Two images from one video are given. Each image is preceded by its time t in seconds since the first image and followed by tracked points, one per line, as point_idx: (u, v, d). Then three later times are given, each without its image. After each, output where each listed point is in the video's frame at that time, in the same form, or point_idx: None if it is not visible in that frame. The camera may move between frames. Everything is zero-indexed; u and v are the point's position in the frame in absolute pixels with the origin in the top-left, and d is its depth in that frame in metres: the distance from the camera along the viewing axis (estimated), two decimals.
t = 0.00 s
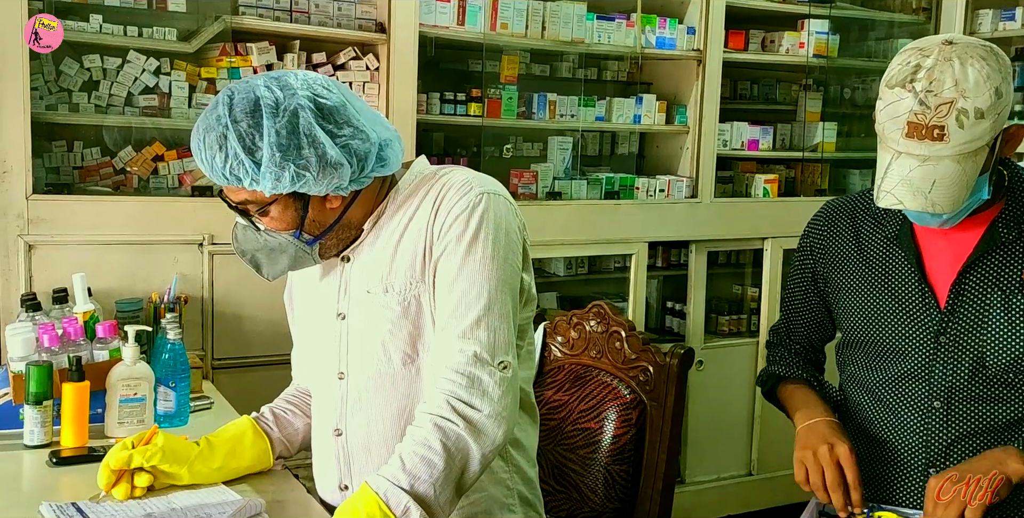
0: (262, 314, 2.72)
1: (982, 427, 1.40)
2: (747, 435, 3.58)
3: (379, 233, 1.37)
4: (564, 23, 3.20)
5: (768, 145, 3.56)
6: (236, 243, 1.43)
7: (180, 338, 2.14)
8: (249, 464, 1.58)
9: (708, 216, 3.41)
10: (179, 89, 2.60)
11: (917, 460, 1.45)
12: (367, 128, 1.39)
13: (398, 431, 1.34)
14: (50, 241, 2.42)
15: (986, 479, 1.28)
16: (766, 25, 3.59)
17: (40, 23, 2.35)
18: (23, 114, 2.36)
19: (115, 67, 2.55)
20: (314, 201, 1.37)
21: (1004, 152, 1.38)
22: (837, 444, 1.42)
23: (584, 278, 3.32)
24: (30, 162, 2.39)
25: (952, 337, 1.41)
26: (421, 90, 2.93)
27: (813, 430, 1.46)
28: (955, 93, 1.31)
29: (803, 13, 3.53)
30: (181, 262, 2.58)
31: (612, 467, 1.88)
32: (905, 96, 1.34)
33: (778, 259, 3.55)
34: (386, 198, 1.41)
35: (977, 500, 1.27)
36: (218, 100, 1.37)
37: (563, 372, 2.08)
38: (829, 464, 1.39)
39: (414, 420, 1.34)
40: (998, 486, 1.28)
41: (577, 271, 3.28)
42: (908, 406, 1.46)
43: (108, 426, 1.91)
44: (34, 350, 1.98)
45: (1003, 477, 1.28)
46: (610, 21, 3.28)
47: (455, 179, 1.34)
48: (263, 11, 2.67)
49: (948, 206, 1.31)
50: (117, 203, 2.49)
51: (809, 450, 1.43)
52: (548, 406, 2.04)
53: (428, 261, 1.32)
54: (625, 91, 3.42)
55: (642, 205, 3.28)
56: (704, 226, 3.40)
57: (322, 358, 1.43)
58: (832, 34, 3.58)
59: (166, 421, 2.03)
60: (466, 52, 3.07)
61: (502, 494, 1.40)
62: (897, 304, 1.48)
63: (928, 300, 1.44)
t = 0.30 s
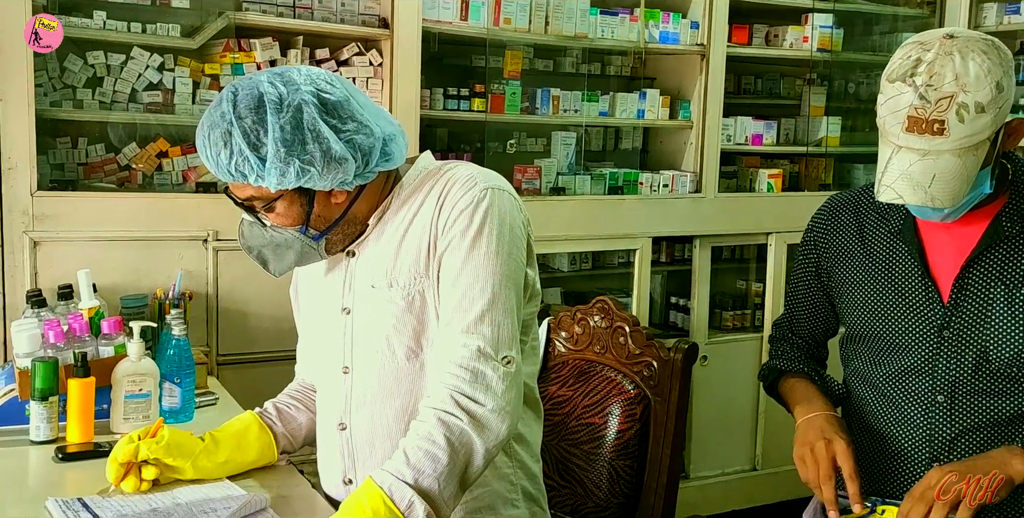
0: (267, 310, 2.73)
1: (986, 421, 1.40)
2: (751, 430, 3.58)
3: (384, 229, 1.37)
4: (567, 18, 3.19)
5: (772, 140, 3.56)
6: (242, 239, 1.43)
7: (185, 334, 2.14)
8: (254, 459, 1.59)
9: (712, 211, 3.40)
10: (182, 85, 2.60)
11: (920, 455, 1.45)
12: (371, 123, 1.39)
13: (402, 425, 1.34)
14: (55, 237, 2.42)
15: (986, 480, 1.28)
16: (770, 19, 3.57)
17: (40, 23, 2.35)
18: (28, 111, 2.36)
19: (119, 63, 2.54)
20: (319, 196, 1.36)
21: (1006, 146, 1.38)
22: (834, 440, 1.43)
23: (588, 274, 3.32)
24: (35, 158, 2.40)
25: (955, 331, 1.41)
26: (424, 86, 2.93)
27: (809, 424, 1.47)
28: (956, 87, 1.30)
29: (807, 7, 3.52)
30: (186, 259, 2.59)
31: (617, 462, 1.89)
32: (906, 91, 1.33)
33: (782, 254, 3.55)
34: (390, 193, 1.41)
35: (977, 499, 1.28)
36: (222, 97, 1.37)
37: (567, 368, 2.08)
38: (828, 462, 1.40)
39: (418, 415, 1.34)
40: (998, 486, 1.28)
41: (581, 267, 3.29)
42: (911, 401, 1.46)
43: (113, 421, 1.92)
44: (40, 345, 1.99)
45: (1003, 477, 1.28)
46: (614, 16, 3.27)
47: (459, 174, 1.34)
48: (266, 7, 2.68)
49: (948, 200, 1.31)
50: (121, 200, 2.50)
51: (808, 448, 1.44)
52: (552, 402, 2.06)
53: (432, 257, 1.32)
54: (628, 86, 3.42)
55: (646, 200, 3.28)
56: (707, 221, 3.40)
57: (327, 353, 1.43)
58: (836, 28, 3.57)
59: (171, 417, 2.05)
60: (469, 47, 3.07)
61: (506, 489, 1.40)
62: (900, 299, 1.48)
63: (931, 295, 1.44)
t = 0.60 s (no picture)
0: (271, 304, 2.73)
1: (989, 412, 1.39)
2: (755, 423, 3.57)
3: (388, 220, 1.37)
4: (569, 11, 3.20)
5: (775, 132, 3.56)
6: (249, 229, 1.43)
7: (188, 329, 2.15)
8: (257, 453, 1.59)
9: (715, 204, 3.40)
10: (184, 80, 2.60)
11: (924, 447, 1.45)
12: (374, 114, 1.39)
13: (405, 417, 1.34)
14: (58, 232, 2.43)
15: (985, 480, 1.27)
16: (772, 13, 3.57)
17: (40, 23, 2.35)
18: (30, 105, 2.36)
19: (121, 58, 2.54)
20: (324, 186, 1.37)
21: (1009, 135, 1.37)
22: (849, 450, 1.42)
23: (591, 267, 3.31)
24: (37, 153, 2.40)
25: (959, 322, 1.41)
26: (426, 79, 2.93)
27: (823, 433, 1.46)
28: (958, 77, 1.30)
29: None
30: (189, 253, 2.59)
31: (620, 455, 1.89)
32: (908, 80, 1.33)
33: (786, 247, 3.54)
34: (395, 184, 1.41)
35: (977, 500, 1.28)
36: (225, 89, 1.37)
37: (570, 361, 2.08)
38: (843, 472, 1.39)
39: (421, 406, 1.34)
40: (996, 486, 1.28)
41: (584, 262, 3.27)
42: (914, 392, 1.45)
43: (117, 415, 1.92)
44: (43, 339, 1.99)
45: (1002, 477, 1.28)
46: (616, 9, 3.25)
47: (464, 167, 1.33)
48: (268, 2, 2.68)
49: (950, 191, 1.31)
50: (124, 194, 2.50)
51: (823, 457, 1.43)
52: (555, 395, 2.05)
53: (436, 249, 1.32)
54: (631, 79, 3.41)
55: (648, 194, 3.27)
56: (710, 214, 3.40)
57: (331, 345, 1.43)
58: (840, 20, 3.56)
59: (174, 410, 2.05)
60: (471, 41, 3.07)
61: (509, 482, 1.40)
62: (903, 290, 1.47)
63: (935, 286, 1.44)
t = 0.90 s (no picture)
0: (273, 305, 2.73)
1: (991, 411, 1.40)
2: (758, 423, 3.58)
3: (392, 222, 1.37)
4: (571, 12, 3.20)
5: (778, 132, 3.56)
6: (252, 232, 1.43)
7: (191, 330, 2.16)
8: (260, 453, 1.59)
9: (717, 204, 3.40)
10: (187, 81, 2.61)
11: (925, 446, 1.45)
12: (378, 115, 1.39)
13: (408, 418, 1.35)
14: (61, 234, 2.43)
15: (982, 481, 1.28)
16: (773, 13, 3.56)
17: (40, 23, 2.34)
18: (33, 107, 2.37)
19: (124, 59, 2.55)
20: (328, 187, 1.36)
21: (1010, 134, 1.37)
22: (858, 439, 1.41)
23: (593, 268, 3.31)
24: (40, 155, 2.40)
25: (960, 321, 1.41)
26: (428, 81, 2.93)
27: (833, 418, 1.45)
28: (961, 74, 1.30)
29: None
30: (191, 254, 2.60)
31: (622, 455, 1.90)
32: (911, 78, 1.33)
33: (788, 247, 3.54)
34: (399, 185, 1.41)
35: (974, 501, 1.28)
36: (230, 89, 1.38)
37: (572, 361, 2.08)
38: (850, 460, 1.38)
39: (424, 407, 1.34)
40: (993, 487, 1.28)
41: (586, 262, 3.27)
42: (915, 391, 1.45)
43: (120, 416, 1.93)
44: (46, 340, 1.99)
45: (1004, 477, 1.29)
46: (618, 9, 3.26)
47: (467, 168, 1.34)
48: (270, 3, 2.68)
49: (954, 187, 1.31)
50: (126, 195, 2.50)
51: (831, 444, 1.42)
52: (557, 396, 2.06)
53: (439, 249, 1.32)
54: (633, 79, 3.41)
55: (650, 194, 3.27)
56: (712, 215, 3.40)
57: (335, 346, 1.44)
58: (841, 20, 3.56)
59: (177, 411, 2.05)
60: (472, 42, 3.07)
61: (511, 483, 1.41)
62: (904, 288, 1.48)
63: (936, 284, 1.44)
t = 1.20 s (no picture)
0: (274, 307, 2.73)
1: (993, 415, 1.40)
2: (759, 425, 3.57)
3: (394, 226, 1.37)
4: (572, 14, 3.19)
5: (779, 134, 3.55)
6: (253, 237, 1.43)
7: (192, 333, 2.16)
8: (262, 456, 1.59)
9: (718, 206, 3.40)
10: (188, 84, 2.61)
11: (927, 449, 1.44)
12: (379, 119, 1.39)
13: (410, 422, 1.35)
14: (61, 236, 2.43)
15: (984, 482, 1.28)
16: (776, 15, 3.60)
17: (40, 23, 2.33)
18: (33, 110, 2.36)
19: (125, 62, 2.55)
20: (329, 193, 1.36)
21: (1009, 135, 1.37)
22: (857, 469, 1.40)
23: (594, 270, 3.31)
24: (41, 157, 2.40)
25: (961, 324, 1.41)
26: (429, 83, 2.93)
27: (830, 445, 1.45)
28: (960, 72, 1.30)
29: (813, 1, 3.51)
30: (192, 257, 2.60)
31: (623, 458, 1.89)
32: (910, 76, 1.33)
33: (789, 249, 3.55)
34: (400, 190, 1.41)
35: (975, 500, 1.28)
36: (229, 95, 1.37)
37: (573, 364, 2.08)
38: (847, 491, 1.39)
39: (425, 411, 1.34)
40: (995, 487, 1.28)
41: (587, 264, 3.28)
42: (917, 394, 1.45)
43: (121, 420, 1.93)
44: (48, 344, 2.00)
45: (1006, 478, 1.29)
46: (618, 11, 3.25)
47: (468, 172, 1.34)
48: (271, 6, 2.69)
49: (952, 186, 1.31)
50: (127, 198, 2.50)
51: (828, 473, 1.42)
52: (558, 398, 2.06)
53: (441, 253, 1.32)
54: (634, 81, 3.41)
55: (651, 197, 3.28)
56: (713, 217, 3.40)
57: (336, 350, 1.44)
58: (842, 22, 3.56)
59: (179, 414, 2.04)
60: (473, 44, 3.06)
61: (513, 488, 1.40)
62: (905, 291, 1.48)
63: (937, 287, 1.44)
